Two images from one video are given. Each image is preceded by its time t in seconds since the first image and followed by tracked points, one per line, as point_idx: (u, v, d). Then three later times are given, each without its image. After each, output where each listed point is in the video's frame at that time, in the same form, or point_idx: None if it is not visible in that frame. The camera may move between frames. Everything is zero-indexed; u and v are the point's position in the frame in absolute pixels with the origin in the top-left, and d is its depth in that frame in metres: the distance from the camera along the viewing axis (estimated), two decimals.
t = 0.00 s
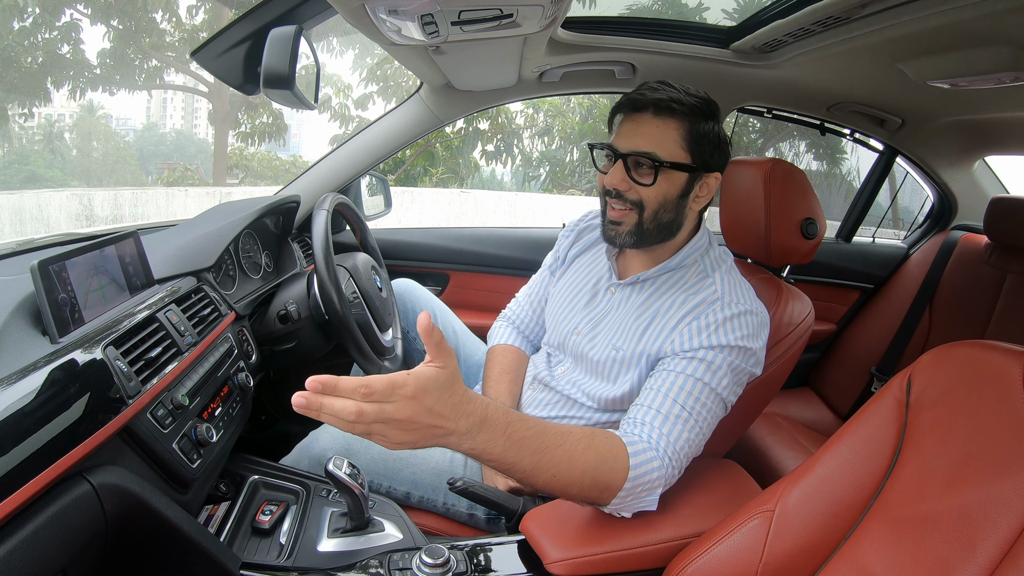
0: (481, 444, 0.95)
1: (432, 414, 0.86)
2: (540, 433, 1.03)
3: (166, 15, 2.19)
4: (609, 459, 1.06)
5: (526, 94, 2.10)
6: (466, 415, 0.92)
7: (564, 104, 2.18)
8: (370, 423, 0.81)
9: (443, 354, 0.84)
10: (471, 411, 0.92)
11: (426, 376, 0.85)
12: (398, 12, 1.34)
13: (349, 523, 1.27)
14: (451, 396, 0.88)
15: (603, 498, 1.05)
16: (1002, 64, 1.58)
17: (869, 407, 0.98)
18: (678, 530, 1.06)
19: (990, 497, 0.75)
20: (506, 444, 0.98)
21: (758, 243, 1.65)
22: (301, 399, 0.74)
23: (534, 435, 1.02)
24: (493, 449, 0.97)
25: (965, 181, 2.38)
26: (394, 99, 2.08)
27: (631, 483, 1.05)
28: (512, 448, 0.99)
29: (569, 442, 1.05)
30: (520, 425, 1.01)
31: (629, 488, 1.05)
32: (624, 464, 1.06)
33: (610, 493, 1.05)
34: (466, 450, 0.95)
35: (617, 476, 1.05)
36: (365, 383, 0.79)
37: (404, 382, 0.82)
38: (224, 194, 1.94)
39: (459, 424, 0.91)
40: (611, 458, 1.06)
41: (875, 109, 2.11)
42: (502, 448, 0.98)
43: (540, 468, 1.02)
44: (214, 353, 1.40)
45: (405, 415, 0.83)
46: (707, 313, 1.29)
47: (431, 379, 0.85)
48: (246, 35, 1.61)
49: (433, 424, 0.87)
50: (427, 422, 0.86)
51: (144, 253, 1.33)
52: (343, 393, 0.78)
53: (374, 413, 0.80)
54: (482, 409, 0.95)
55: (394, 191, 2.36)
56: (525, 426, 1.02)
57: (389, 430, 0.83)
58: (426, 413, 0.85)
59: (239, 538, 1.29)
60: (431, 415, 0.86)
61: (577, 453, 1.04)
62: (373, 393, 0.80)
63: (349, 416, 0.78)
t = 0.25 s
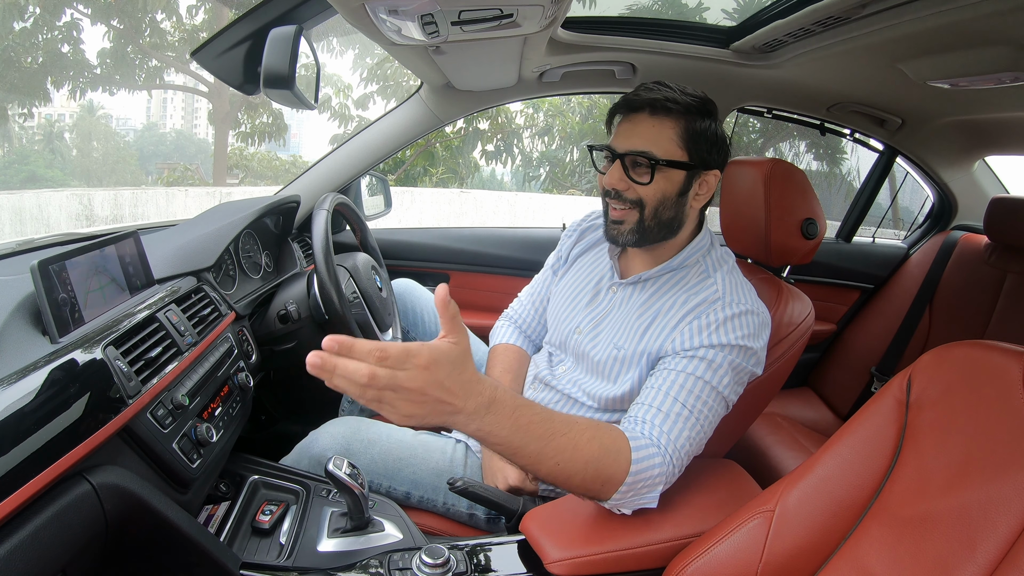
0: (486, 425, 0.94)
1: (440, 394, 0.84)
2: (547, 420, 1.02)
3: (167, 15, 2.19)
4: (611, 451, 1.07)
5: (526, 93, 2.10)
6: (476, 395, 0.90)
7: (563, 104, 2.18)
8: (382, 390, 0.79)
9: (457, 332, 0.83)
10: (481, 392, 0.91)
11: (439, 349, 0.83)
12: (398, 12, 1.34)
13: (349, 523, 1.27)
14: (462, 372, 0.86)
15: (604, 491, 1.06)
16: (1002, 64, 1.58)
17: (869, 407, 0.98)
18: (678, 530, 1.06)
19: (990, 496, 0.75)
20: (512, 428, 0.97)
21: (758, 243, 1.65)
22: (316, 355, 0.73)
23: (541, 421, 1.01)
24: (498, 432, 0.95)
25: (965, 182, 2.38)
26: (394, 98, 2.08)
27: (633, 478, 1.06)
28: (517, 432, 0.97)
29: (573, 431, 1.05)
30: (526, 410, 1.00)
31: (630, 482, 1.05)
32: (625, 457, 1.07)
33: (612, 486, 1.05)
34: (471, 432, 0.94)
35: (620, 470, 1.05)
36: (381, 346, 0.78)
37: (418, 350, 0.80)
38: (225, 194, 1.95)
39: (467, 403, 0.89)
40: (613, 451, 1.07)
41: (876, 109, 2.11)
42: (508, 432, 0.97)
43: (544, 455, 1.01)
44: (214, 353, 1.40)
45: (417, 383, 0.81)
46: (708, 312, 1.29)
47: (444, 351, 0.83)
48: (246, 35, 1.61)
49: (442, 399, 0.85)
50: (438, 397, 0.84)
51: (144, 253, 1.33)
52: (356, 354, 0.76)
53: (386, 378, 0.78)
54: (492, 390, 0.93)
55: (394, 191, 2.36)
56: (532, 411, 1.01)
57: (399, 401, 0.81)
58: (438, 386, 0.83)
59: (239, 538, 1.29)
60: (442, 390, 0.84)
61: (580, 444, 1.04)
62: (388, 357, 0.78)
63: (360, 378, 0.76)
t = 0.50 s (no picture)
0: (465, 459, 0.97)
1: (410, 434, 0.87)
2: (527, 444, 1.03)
3: (167, 16, 2.20)
4: (599, 463, 1.06)
5: (526, 93, 2.10)
6: (449, 430, 0.93)
7: (564, 104, 2.18)
8: (352, 445, 0.82)
9: (420, 375, 0.85)
10: (454, 426, 0.94)
11: (404, 396, 0.85)
12: (398, 12, 1.34)
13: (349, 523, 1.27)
14: (431, 413, 0.89)
15: (598, 501, 1.06)
16: (1002, 64, 1.58)
17: (869, 407, 0.98)
18: (678, 530, 1.06)
19: (990, 496, 0.75)
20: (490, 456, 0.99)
21: (758, 243, 1.65)
22: (284, 430, 0.76)
23: (519, 445, 1.02)
24: (478, 462, 0.98)
25: (965, 181, 2.38)
26: (394, 98, 2.08)
27: (627, 484, 1.05)
28: (496, 459, 1.00)
29: (555, 450, 1.05)
30: (504, 436, 1.02)
31: (623, 490, 1.05)
32: (615, 470, 1.06)
33: (605, 496, 1.05)
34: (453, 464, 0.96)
35: (610, 479, 1.05)
36: (343, 408, 0.80)
37: (380, 404, 0.83)
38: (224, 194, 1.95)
39: (442, 439, 0.92)
40: (601, 462, 1.07)
41: (876, 109, 2.11)
42: (488, 460, 0.99)
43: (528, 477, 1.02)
44: (214, 353, 1.40)
45: (386, 434, 0.84)
46: (706, 312, 1.29)
47: (411, 399, 0.86)
48: (246, 35, 1.61)
49: (414, 442, 0.88)
50: (410, 440, 0.87)
51: (144, 253, 1.33)
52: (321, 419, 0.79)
53: (354, 437, 0.81)
54: (464, 424, 0.96)
55: (394, 191, 2.36)
56: (509, 438, 1.02)
57: (372, 452, 0.85)
58: (407, 432, 0.86)
59: (239, 538, 1.29)
60: (411, 433, 0.87)
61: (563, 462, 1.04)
62: (351, 417, 0.81)
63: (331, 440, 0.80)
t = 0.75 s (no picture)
0: (488, 410, 0.94)
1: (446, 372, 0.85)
2: (548, 411, 1.03)
3: (167, 16, 2.21)
4: (609, 445, 1.07)
5: (526, 93, 2.10)
6: (479, 378, 0.90)
7: (564, 104, 2.18)
8: (391, 359, 0.81)
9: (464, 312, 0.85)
10: (483, 374, 0.91)
11: (448, 327, 0.84)
12: (398, 11, 1.34)
13: (349, 523, 1.27)
14: (466, 356, 0.86)
15: (603, 488, 1.06)
16: (1002, 64, 1.58)
17: (869, 407, 0.98)
18: (678, 530, 1.06)
19: (990, 496, 0.75)
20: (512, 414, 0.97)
21: (758, 243, 1.65)
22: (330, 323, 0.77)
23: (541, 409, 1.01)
24: (500, 416, 0.96)
25: (965, 181, 2.38)
26: (394, 98, 2.08)
27: (630, 474, 1.06)
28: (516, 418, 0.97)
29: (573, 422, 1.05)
30: (527, 399, 1.00)
31: (629, 478, 1.05)
32: (622, 453, 1.07)
33: (609, 482, 1.05)
34: (473, 416, 0.93)
35: (616, 465, 1.06)
36: (394, 318, 0.80)
37: (430, 324, 0.82)
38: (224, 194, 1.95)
39: (471, 385, 0.89)
40: (609, 445, 1.07)
41: (875, 109, 2.11)
42: (509, 416, 0.97)
43: (542, 444, 1.01)
44: (214, 353, 1.40)
45: (425, 357, 0.82)
46: (707, 312, 1.29)
47: (452, 330, 0.84)
48: (246, 35, 1.61)
49: (448, 378, 0.85)
50: (445, 376, 0.85)
51: (145, 253, 1.33)
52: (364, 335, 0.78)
53: (398, 348, 0.80)
54: (495, 373, 0.94)
55: (394, 191, 2.35)
56: (530, 399, 1.01)
57: (407, 374, 0.82)
58: (445, 362, 0.84)
59: (239, 538, 1.29)
60: (448, 368, 0.85)
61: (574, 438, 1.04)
62: (401, 327, 0.80)
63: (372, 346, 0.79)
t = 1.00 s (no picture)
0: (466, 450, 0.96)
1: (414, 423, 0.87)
2: (529, 438, 1.04)
3: (167, 15, 2.21)
4: (599, 459, 1.07)
5: (526, 93, 2.10)
6: (451, 419, 0.93)
7: (564, 104, 2.18)
8: (356, 430, 0.83)
9: (424, 363, 0.86)
10: (456, 415, 0.94)
11: (409, 383, 0.86)
12: (398, 12, 1.34)
13: (349, 523, 1.27)
14: (435, 401, 0.89)
15: (597, 497, 1.06)
16: (1002, 64, 1.58)
17: (870, 407, 0.98)
18: (678, 530, 1.06)
19: (990, 496, 0.75)
20: (492, 445, 0.99)
21: (758, 243, 1.66)
22: (289, 412, 0.75)
23: (519, 438, 1.02)
24: (479, 453, 0.98)
25: (965, 182, 2.38)
26: (394, 98, 2.08)
27: (625, 482, 1.05)
28: (497, 451, 0.99)
29: (555, 442, 1.06)
30: (504, 429, 1.02)
31: (623, 486, 1.05)
32: (614, 465, 1.06)
33: (604, 492, 1.05)
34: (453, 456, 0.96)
35: (610, 475, 1.05)
36: (347, 392, 0.81)
37: (385, 389, 0.83)
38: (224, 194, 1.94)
39: (444, 429, 0.92)
40: (601, 458, 1.07)
41: (875, 109, 2.11)
42: (490, 451, 0.99)
43: (528, 470, 1.02)
44: (214, 353, 1.40)
45: (389, 421, 0.84)
46: (706, 311, 1.29)
47: (415, 386, 0.87)
48: (246, 35, 1.61)
49: (418, 429, 0.88)
50: (414, 428, 0.88)
51: (145, 253, 1.33)
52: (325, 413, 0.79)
53: (358, 420, 0.82)
54: (466, 413, 0.96)
55: (394, 191, 2.35)
56: (508, 429, 1.02)
57: (376, 439, 0.85)
58: (411, 419, 0.87)
59: (239, 538, 1.29)
60: (416, 421, 0.87)
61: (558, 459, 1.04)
62: (357, 400, 0.81)
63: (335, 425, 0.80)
